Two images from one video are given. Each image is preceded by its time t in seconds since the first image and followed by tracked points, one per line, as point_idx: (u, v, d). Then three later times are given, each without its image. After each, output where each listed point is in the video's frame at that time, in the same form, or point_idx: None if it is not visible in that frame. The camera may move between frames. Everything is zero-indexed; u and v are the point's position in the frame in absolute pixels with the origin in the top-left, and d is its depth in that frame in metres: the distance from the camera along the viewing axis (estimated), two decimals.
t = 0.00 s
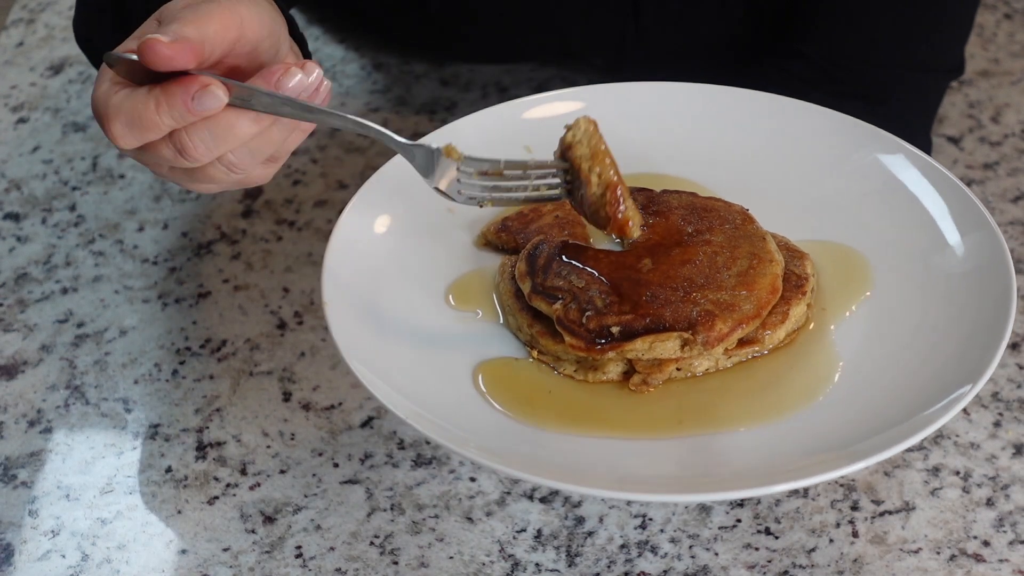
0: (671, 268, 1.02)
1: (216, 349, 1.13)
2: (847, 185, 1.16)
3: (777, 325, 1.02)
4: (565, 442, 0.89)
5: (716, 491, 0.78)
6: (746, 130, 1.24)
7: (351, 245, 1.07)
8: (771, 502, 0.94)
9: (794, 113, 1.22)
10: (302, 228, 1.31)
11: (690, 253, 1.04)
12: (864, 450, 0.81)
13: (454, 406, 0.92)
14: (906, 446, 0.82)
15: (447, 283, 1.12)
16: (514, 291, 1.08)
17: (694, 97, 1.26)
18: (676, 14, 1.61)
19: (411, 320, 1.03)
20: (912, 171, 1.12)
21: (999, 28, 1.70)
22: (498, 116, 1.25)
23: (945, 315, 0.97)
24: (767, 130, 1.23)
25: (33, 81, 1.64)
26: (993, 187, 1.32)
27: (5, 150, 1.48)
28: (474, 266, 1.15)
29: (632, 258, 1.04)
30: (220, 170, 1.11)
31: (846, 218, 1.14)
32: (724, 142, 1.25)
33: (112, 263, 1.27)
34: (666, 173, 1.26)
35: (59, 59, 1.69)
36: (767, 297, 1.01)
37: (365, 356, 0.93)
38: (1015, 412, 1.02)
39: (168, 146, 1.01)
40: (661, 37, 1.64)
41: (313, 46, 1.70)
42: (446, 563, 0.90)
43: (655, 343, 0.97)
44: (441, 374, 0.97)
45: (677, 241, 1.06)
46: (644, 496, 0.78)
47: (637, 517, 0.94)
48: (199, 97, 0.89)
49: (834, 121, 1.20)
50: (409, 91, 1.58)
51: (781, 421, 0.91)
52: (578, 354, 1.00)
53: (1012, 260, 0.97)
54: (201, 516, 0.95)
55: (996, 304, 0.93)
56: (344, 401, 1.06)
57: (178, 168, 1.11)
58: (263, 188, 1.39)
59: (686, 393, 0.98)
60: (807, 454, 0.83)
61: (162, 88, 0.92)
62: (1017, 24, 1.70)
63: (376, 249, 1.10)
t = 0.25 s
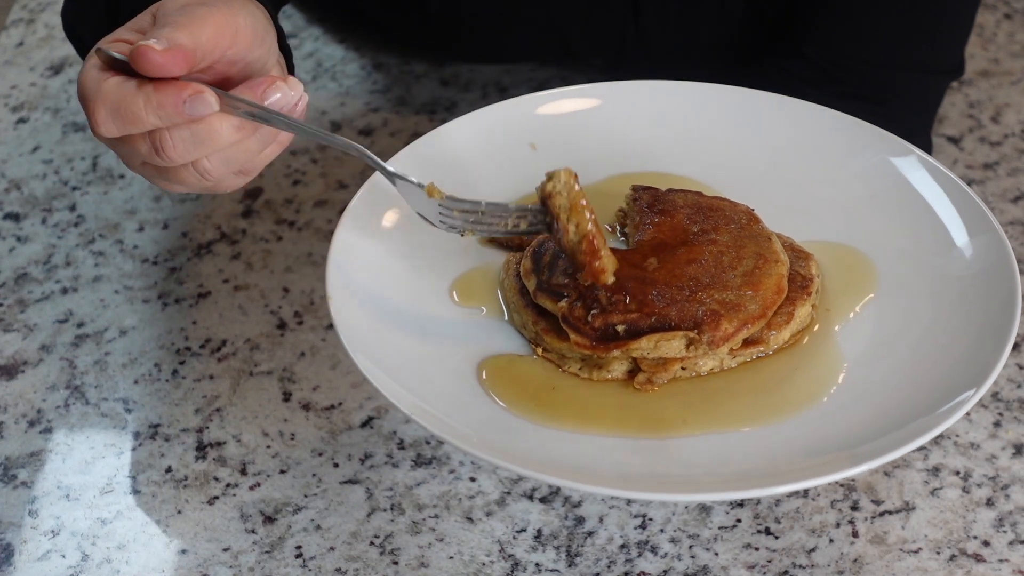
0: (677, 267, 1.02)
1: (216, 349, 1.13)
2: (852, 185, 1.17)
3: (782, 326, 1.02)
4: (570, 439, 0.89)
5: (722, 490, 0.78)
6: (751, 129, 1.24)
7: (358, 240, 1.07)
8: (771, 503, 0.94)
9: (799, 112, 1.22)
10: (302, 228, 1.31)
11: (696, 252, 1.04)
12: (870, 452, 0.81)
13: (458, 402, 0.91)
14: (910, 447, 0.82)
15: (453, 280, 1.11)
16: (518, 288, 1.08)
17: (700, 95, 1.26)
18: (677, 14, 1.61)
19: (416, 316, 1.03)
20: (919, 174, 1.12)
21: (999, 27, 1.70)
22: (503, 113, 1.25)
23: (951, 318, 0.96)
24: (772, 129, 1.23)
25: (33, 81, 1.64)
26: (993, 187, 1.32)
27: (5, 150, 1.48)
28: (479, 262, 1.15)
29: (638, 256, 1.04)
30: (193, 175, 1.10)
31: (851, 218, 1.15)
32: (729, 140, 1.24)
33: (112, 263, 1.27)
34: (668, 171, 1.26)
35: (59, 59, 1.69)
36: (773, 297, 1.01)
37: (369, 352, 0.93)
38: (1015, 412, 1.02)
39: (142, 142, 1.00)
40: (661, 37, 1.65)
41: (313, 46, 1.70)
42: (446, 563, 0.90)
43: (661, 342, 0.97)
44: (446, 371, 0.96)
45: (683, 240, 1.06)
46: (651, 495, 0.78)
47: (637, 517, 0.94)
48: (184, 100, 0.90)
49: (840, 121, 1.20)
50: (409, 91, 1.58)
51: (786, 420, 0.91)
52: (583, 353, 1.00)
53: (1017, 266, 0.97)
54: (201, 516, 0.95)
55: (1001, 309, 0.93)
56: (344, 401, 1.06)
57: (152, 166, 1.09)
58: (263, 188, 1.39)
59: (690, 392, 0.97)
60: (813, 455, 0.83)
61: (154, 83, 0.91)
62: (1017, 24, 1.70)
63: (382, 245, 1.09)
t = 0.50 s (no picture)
0: (677, 264, 1.03)
1: (216, 349, 1.13)
2: (852, 183, 1.17)
3: (782, 322, 1.02)
4: (569, 435, 0.89)
5: (722, 486, 0.78)
6: (752, 125, 1.24)
7: (361, 237, 1.07)
8: (771, 502, 0.94)
9: (800, 109, 1.22)
10: (302, 228, 1.31)
11: (696, 249, 1.05)
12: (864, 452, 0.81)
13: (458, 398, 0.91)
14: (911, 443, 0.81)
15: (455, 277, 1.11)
16: (519, 286, 1.09)
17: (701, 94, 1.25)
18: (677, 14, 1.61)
19: (418, 312, 1.03)
20: (920, 171, 1.12)
21: (999, 28, 1.70)
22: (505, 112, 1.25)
23: (952, 315, 0.96)
24: (774, 125, 1.23)
25: (33, 81, 1.64)
26: (993, 187, 1.32)
27: (5, 150, 1.48)
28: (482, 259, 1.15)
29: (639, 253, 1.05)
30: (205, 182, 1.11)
31: (852, 214, 1.15)
32: (728, 136, 1.25)
33: (112, 263, 1.27)
34: (668, 168, 1.26)
35: (59, 59, 1.69)
36: (773, 294, 1.02)
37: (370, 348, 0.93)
38: (1015, 412, 1.02)
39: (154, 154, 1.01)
40: (662, 37, 1.65)
41: (313, 46, 1.70)
42: (446, 563, 0.90)
43: (661, 338, 0.98)
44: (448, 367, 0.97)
45: (683, 238, 1.07)
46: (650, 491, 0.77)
47: (637, 517, 0.94)
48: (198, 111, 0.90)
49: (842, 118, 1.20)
50: (410, 91, 1.58)
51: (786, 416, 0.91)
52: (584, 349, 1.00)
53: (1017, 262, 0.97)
54: (201, 516, 0.95)
55: (1001, 305, 0.93)
56: (344, 401, 1.06)
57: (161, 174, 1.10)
58: (263, 188, 1.39)
59: (690, 389, 0.98)
60: (811, 450, 0.83)
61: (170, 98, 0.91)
62: (1017, 24, 1.70)
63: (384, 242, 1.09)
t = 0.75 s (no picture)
0: (681, 263, 1.02)
1: (216, 349, 1.13)
2: (857, 179, 1.17)
3: (786, 320, 1.02)
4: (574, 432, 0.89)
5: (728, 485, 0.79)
6: (758, 122, 1.24)
7: (370, 232, 1.08)
8: (771, 503, 0.94)
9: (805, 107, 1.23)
10: (302, 228, 1.31)
11: (701, 247, 1.04)
12: (870, 445, 0.82)
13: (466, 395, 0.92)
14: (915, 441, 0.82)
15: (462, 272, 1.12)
16: (522, 284, 1.08)
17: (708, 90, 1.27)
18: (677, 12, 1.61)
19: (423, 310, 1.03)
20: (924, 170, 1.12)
21: (999, 28, 1.70)
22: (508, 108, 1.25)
23: (956, 313, 0.97)
24: (779, 123, 1.24)
25: (33, 81, 1.64)
26: (993, 187, 1.32)
27: (5, 150, 1.48)
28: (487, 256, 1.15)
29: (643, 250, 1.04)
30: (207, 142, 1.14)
31: (856, 210, 1.15)
32: (734, 133, 1.25)
33: (112, 263, 1.27)
34: (672, 166, 1.26)
35: (59, 59, 1.69)
36: (778, 292, 1.01)
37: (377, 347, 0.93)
38: (1015, 412, 1.02)
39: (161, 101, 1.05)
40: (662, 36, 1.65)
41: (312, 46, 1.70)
42: (446, 563, 0.90)
43: (665, 336, 0.98)
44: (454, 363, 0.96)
45: (687, 236, 1.06)
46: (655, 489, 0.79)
47: (637, 517, 0.94)
48: (209, 48, 0.94)
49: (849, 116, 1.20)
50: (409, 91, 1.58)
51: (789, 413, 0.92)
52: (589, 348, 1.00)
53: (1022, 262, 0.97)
54: (201, 516, 0.95)
55: (1007, 304, 0.93)
56: (344, 401, 1.06)
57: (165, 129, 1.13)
58: (263, 188, 1.39)
59: (694, 387, 0.98)
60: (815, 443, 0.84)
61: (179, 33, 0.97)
62: (1017, 24, 1.70)
63: (390, 237, 1.10)
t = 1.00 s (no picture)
0: (683, 261, 1.02)
1: (216, 349, 1.13)
2: (860, 178, 1.17)
3: (789, 318, 1.01)
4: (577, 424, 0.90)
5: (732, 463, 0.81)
6: (765, 115, 1.23)
7: (378, 226, 1.08)
8: (771, 502, 0.94)
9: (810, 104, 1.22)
10: (302, 228, 1.31)
11: (703, 245, 1.03)
12: (881, 421, 0.85)
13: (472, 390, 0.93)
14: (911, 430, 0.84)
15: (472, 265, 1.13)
16: (525, 283, 1.09)
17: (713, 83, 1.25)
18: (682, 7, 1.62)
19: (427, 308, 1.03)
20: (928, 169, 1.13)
21: (999, 28, 1.70)
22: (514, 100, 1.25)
23: (959, 306, 0.97)
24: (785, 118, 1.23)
25: (33, 81, 1.64)
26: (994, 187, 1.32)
27: (5, 150, 1.48)
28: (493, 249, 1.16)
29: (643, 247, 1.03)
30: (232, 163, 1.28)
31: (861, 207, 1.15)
32: (740, 126, 1.24)
33: (112, 263, 1.27)
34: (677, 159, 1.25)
35: (59, 59, 1.69)
36: (780, 291, 1.00)
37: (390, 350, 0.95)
38: (1015, 412, 1.02)
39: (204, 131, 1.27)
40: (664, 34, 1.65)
41: (313, 46, 1.70)
42: (446, 563, 0.90)
43: (668, 334, 0.99)
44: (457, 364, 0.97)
45: (690, 234, 1.05)
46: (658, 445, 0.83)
47: (637, 517, 0.94)
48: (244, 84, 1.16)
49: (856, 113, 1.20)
50: (410, 90, 1.58)
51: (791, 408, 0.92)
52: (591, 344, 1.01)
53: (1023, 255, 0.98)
54: (201, 516, 0.95)
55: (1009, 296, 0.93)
56: (344, 401, 1.06)
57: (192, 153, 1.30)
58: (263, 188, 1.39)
59: (696, 383, 0.99)
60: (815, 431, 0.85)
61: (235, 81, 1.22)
62: (1017, 24, 1.70)
63: (396, 232, 1.10)
